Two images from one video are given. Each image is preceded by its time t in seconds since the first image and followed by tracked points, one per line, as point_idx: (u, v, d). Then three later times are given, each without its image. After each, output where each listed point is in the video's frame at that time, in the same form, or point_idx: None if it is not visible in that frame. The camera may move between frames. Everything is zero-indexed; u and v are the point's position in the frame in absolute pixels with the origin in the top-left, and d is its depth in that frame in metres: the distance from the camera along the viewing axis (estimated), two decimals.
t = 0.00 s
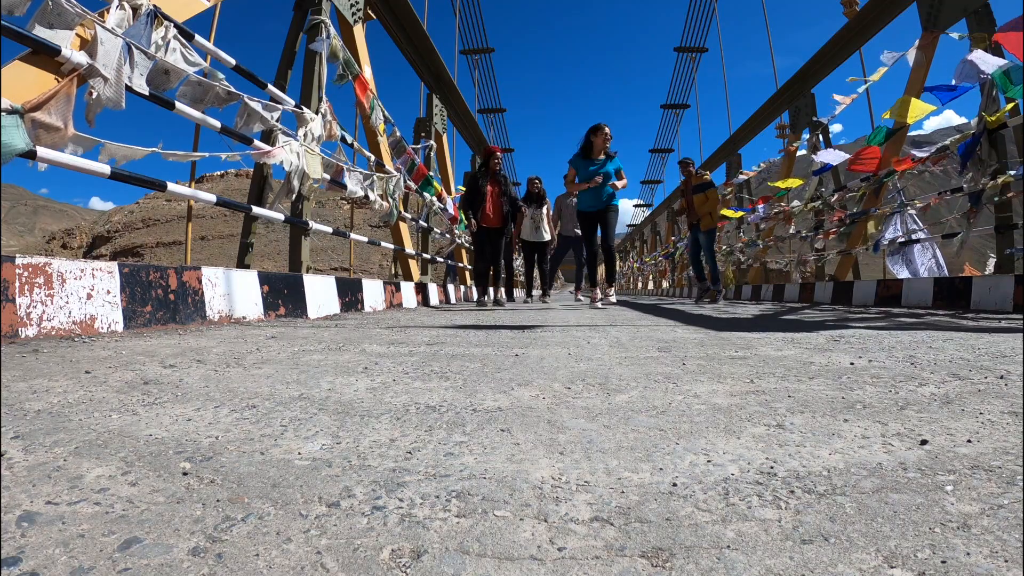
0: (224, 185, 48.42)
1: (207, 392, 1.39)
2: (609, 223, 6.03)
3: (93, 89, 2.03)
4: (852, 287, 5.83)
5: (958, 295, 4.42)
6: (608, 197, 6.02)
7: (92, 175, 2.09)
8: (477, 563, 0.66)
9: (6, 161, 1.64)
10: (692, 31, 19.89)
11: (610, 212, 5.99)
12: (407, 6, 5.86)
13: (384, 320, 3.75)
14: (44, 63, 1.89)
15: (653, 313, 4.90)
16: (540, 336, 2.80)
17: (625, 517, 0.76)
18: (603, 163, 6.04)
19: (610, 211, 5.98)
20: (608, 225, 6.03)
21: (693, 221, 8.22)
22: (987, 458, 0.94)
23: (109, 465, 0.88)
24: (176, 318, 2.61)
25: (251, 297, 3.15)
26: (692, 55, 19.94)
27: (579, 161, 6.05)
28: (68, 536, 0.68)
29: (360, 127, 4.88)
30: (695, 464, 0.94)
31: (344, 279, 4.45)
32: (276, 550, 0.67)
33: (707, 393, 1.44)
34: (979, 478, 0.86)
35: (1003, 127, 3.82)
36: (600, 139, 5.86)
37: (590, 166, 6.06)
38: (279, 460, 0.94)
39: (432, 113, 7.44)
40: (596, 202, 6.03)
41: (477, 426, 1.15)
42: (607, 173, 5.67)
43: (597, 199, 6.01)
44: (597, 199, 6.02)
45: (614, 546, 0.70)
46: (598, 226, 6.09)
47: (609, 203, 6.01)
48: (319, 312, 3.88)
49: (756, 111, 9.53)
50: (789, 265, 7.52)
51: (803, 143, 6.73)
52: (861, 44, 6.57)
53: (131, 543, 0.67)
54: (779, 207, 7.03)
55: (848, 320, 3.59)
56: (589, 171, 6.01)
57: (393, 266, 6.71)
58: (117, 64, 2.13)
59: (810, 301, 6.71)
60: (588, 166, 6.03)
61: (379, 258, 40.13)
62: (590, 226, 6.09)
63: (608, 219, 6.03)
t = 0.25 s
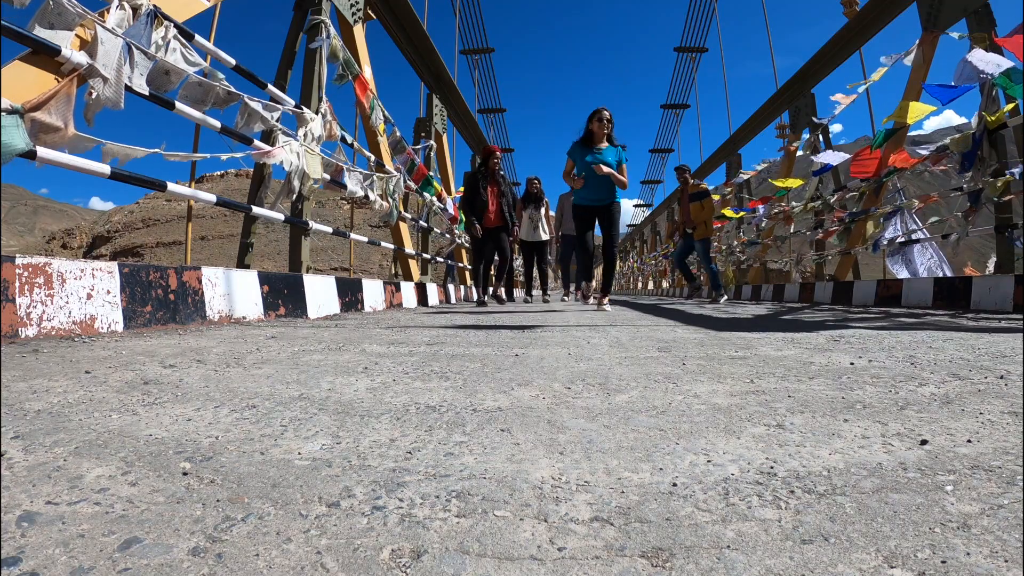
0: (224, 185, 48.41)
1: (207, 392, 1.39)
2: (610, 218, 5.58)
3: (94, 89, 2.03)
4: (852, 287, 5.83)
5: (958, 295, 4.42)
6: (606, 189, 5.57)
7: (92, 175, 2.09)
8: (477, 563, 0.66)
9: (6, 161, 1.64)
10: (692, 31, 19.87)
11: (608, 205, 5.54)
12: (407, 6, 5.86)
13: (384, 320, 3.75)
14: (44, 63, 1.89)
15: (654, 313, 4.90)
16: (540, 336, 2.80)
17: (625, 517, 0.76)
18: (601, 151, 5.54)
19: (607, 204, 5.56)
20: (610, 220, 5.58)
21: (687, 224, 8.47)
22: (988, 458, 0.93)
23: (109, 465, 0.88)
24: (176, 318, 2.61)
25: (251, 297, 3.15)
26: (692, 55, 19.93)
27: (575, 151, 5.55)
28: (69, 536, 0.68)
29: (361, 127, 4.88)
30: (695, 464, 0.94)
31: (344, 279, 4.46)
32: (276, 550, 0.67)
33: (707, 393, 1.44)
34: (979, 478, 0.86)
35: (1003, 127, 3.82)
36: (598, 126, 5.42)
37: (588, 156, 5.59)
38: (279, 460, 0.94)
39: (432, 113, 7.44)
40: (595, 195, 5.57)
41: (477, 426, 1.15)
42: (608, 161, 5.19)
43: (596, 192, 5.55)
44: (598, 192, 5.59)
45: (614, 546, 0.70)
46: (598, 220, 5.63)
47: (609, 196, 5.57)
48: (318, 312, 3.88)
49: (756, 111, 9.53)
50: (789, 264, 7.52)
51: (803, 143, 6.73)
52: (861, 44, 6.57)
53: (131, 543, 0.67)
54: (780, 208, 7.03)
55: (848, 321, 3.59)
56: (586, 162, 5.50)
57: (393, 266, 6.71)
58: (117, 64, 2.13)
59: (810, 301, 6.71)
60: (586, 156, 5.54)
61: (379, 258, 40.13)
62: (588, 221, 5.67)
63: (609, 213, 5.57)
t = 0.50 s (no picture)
0: (224, 185, 48.41)
1: (207, 392, 1.39)
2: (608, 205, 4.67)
3: (93, 89, 2.03)
4: (852, 287, 5.83)
5: (958, 295, 4.42)
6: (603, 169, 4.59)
7: (91, 175, 2.09)
8: (477, 563, 0.66)
9: (6, 161, 1.64)
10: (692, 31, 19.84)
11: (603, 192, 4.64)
12: (407, 6, 5.86)
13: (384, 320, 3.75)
14: (44, 62, 1.89)
15: (654, 313, 4.89)
16: (540, 336, 2.80)
17: (625, 517, 0.76)
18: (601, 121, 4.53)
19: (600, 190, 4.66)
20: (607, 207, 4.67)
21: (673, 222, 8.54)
22: (987, 458, 0.94)
23: (109, 465, 0.88)
24: (176, 318, 2.61)
25: (251, 297, 3.15)
26: (692, 54, 19.92)
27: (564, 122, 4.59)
28: (69, 536, 0.68)
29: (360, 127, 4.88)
30: (695, 464, 0.94)
31: (344, 279, 4.45)
32: (276, 551, 0.67)
33: (707, 393, 1.44)
34: (979, 478, 0.86)
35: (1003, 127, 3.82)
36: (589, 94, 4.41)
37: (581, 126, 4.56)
38: (279, 460, 0.94)
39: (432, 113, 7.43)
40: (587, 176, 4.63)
41: (477, 426, 1.15)
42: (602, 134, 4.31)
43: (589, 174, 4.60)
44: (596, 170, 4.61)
45: (614, 546, 0.70)
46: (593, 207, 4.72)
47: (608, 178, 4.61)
48: (319, 312, 3.88)
49: (756, 111, 9.53)
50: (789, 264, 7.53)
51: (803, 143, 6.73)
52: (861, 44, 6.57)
53: (131, 543, 0.67)
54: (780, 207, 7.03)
55: (848, 320, 3.59)
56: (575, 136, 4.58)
57: (393, 266, 6.71)
58: (117, 64, 2.13)
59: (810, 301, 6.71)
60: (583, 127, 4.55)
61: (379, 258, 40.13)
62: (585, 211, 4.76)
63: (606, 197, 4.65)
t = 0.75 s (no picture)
0: (224, 185, 48.42)
1: (207, 392, 1.39)
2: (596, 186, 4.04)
3: (94, 89, 2.03)
4: (852, 287, 5.83)
5: (958, 295, 4.42)
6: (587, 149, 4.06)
7: (92, 175, 2.09)
8: (477, 563, 0.66)
9: (6, 161, 1.64)
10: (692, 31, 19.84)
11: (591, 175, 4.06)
12: (407, 6, 5.86)
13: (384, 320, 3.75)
14: (44, 62, 1.89)
15: (654, 314, 4.89)
16: (540, 336, 2.80)
17: (625, 517, 0.76)
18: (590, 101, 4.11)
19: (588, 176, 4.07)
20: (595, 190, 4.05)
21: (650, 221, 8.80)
22: (987, 458, 0.93)
23: (108, 465, 0.88)
24: (176, 318, 2.61)
25: (251, 297, 3.15)
26: (692, 54, 19.93)
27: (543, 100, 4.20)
28: (69, 536, 0.68)
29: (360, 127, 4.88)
30: (695, 464, 0.94)
31: (344, 279, 4.45)
32: (276, 550, 0.67)
33: (707, 393, 1.44)
34: (979, 478, 0.86)
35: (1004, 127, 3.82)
36: (574, 67, 3.98)
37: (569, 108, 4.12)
38: (279, 460, 0.94)
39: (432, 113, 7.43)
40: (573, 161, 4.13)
41: (477, 426, 1.15)
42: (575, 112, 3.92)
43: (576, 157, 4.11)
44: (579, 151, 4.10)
45: (614, 546, 0.70)
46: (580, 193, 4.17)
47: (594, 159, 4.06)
48: (318, 312, 3.88)
49: (756, 111, 9.52)
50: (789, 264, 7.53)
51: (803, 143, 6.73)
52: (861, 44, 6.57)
53: (131, 543, 0.67)
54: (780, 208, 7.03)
55: (848, 320, 3.59)
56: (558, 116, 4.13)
57: (393, 266, 6.70)
58: (117, 64, 2.13)
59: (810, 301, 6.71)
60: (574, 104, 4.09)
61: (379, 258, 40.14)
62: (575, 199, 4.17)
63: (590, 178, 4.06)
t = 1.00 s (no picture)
0: (224, 185, 48.42)
1: (207, 392, 1.39)
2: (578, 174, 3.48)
3: (93, 90, 2.03)
4: (852, 287, 5.83)
5: (958, 295, 4.42)
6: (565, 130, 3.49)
7: (92, 175, 2.09)
8: (477, 563, 0.66)
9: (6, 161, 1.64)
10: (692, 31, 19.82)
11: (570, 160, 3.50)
12: (407, 6, 5.85)
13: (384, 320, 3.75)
14: (44, 63, 1.89)
15: (654, 313, 4.90)
16: (540, 336, 2.80)
17: (624, 517, 0.76)
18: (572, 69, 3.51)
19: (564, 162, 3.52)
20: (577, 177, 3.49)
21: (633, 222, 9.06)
22: (987, 458, 0.94)
23: (109, 465, 0.88)
24: (176, 318, 2.61)
25: (251, 297, 3.15)
26: (692, 55, 19.93)
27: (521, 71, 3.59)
28: (69, 536, 0.68)
29: (360, 127, 4.88)
30: (695, 464, 0.94)
31: (344, 279, 4.46)
32: (276, 550, 0.67)
33: (707, 393, 1.44)
34: (979, 478, 0.86)
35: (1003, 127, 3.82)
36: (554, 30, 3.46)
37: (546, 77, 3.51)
38: (279, 460, 0.94)
39: (432, 113, 7.43)
40: (548, 140, 3.52)
41: (477, 426, 1.15)
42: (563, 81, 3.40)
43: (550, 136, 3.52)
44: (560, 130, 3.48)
45: (614, 546, 0.70)
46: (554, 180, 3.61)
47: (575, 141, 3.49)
48: (318, 312, 3.89)
49: (756, 111, 9.52)
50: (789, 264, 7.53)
51: (803, 143, 6.73)
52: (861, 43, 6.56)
53: (131, 543, 0.67)
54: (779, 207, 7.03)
55: (848, 320, 3.59)
56: (534, 85, 3.50)
57: (393, 266, 6.70)
58: (117, 64, 2.13)
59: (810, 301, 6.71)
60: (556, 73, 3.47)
61: (379, 258, 40.14)
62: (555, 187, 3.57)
63: (571, 165, 3.48)
